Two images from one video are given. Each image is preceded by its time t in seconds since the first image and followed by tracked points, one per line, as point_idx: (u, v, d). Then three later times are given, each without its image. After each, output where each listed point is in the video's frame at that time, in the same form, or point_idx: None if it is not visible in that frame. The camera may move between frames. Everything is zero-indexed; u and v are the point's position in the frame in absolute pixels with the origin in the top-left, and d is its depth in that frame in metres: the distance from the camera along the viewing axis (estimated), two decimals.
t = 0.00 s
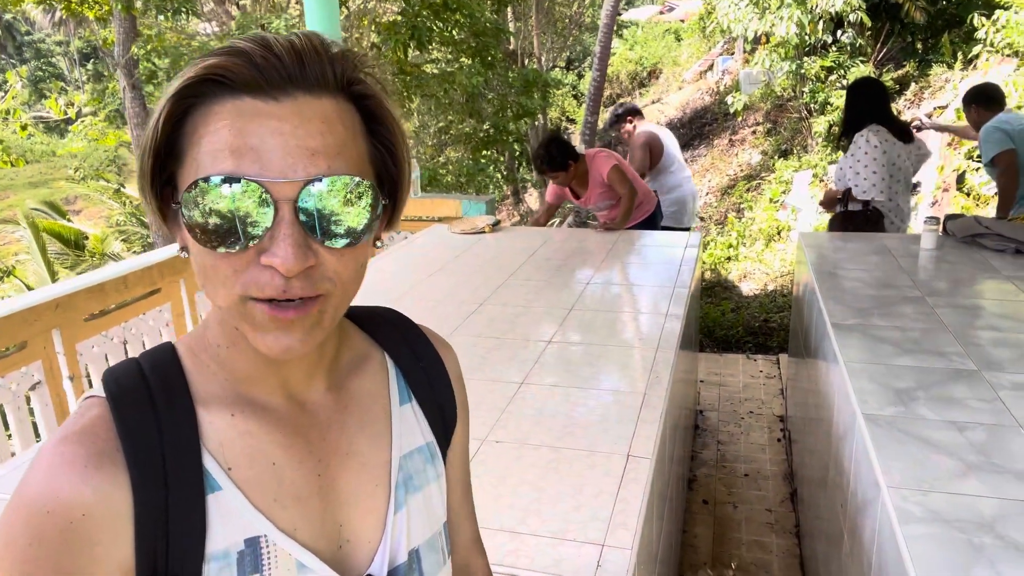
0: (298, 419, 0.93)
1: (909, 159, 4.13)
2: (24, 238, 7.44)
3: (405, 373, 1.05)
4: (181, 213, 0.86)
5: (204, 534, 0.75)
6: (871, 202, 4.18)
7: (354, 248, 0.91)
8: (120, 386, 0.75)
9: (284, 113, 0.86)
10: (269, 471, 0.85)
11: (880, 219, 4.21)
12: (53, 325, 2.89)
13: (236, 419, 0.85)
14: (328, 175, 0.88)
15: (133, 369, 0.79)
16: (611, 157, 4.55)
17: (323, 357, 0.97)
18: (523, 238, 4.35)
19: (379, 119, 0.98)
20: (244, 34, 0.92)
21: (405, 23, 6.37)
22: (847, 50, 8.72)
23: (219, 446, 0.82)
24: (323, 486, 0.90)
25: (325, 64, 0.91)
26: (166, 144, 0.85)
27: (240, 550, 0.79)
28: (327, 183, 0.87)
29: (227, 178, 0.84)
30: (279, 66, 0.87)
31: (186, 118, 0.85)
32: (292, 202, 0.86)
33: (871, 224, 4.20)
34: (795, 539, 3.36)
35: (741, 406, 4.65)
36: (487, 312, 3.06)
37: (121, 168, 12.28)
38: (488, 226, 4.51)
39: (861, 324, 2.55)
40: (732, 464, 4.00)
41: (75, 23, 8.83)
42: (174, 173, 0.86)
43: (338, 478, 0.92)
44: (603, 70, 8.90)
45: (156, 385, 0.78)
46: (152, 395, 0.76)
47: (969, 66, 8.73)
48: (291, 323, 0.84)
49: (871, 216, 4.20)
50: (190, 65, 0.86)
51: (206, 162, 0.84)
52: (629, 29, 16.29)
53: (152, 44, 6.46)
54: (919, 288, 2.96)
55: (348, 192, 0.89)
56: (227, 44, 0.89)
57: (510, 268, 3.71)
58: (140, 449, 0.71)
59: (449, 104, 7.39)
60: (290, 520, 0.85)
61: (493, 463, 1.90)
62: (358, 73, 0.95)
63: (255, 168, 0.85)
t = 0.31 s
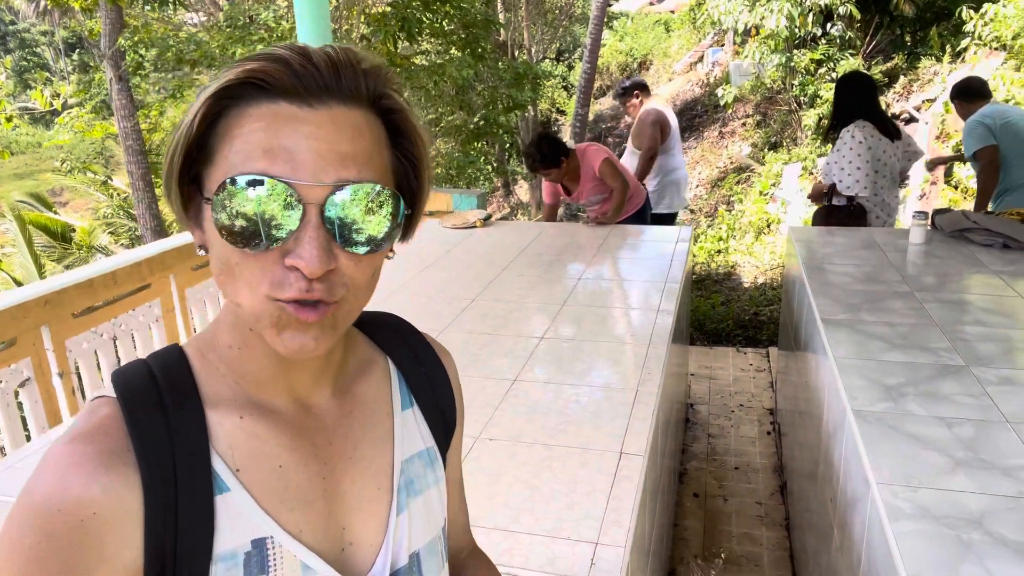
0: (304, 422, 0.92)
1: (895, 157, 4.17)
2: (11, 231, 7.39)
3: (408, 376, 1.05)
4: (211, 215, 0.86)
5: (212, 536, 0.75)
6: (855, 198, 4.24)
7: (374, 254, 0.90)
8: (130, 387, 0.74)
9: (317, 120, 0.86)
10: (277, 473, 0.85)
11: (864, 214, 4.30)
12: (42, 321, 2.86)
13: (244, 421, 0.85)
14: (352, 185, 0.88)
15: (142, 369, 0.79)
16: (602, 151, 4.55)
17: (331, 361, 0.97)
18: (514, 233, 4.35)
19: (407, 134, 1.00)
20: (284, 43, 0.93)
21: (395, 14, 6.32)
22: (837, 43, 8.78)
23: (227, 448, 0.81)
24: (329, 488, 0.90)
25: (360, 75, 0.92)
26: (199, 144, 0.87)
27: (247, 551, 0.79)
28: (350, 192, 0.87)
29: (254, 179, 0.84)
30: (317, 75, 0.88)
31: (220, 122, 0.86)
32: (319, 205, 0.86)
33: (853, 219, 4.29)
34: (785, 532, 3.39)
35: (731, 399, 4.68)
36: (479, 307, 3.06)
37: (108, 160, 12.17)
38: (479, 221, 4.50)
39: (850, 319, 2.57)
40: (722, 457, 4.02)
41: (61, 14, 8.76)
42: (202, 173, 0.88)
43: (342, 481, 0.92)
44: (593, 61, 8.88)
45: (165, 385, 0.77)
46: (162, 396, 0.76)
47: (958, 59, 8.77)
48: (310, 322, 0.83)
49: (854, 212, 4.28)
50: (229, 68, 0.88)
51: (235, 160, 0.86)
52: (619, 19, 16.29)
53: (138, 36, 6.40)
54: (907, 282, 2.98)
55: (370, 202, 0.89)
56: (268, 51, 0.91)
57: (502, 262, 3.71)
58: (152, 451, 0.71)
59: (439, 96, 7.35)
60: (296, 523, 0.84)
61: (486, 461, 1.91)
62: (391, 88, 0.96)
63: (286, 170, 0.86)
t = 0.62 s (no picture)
0: (316, 417, 0.95)
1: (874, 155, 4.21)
2: None
3: (413, 376, 1.08)
4: (241, 210, 0.87)
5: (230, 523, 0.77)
6: (834, 192, 4.28)
7: (395, 250, 0.92)
8: (153, 375, 0.76)
9: (344, 119, 0.89)
10: (292, 465, 0.87)
11: (840, 209, 4.35)
12: (27, 316, 2.83)
13: (263, 412, 0.87)
14: (375, 180, 0.89)
15: (164, 358, 0.81)
16: (591, 147, 4.57)
17: (342, 359, 0.99)
18: (502, 228, 4.36)
19: (427, 137, 1.02)
20: (317, 46, 0.95)
21: (383, 9, 6.29)
22: (823, 40, 8.80)
23: (246, 438, 0.83)
24: (338, 482, 0.92)
25: (386, 79, 0.94)
26: (228, 138, 0.88)
27: (262, 540, 0.81)
28: (373, 193, 0.89)
29: (282, 174, 0.85)
30: (346, 76, 0.90)
31: (251, 118, 0.87)
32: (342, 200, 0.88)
33: (830, 213, 4.34)
34: (769, 525, 3.43)
35: (717, 394, 4.71)
36: (468, 302, 3.07)
37: (92, 153, 12.01)
38: (467, 216, 4.51)
39: (834, 315, 2.60)
40: (708, 451, 4.05)
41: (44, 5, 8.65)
42: (230, 168, 0.89)
43: (351, 474, 0.95)
44: (581, 57, 8.87)
45: (188, 375, 0.79)
46: (183, 384, 0.78)
47: (942, 58, 8.83)
48: (329, 310, 0.85)
49: (832, 206, 4.33)
50: (260, 65, 0.89)
51: (262, 155, 0.87)
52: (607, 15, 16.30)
53: (123, 28, 6.32)
54: (891, 279, 3.02)
55: (392, 202, 0.90)
56: (298, 52, 0.92)
57: (491, 258, 3.71)
58: (175, 439, 0.73)
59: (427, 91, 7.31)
60: (309, 514, 0.87)
61: (474, 455, 1.91)
62: (414, 93, 0.98)
63: (313, 164, 0.88)
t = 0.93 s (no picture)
0: (320, 417, 0.95)
1: (855, 159, 4.23)
2: None
3: (425, 374, 1.07)
4: (214, 205, 0.88)
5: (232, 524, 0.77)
6: (813, 193, 4.30)
7: (379, 233, 0.92)
8: (153, 374, 0.77)
9: (304, 100, 0.89)
10: (294, 465, 0.88)
11: (818, 211, 4.33)
12: (12, 314, 2.80)
13: (265, 412, 0.87)
14: (355, 161, 0.90)
15: (165, 355, 0.82)
16: (580, 148, 4.55)
17: (349, 356, 0.99)
18: (492, 229, 4.36)
19: (401, 109, 1.02)
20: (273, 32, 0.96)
21: (374, 9, 6.26)
22: (812, 45, 8.85)
23: (248, 439, 0.84)
24: (342, 482, 0.93)
25: (345, 55, 0.95)
26: (197, 139, 0.90)
27: (264, 541, 0.82)
28: (355, 176, 0.89)
29: (260, 168, 0.86)
30: (302, 58, 0.91)
31: (214, 114, 0.89)
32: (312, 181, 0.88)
33: (806, 214, 4.33)
34: (756, 526, 3.44)
35: (706, 395, 4.73)
36: (457, 302, 3.07)
37: (79, 151, 11.91)
38: (457, 217, 4.51)
39: (822, 316, 2.61)
40: (696, 452, 4.06)
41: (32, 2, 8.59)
42: (204, 168, 0.91)
43: (355, 474, 0.95)
44: (572, 59, 8.88)
45: (189, 374, 0.80)
46: (184, 383, 0.79)
47: (929, 63, 8.90)
48: (320, 304, 0.85)
49: (809, 206, 4.32)
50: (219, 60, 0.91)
51: (231, 150, 0.88)
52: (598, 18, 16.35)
53: (111, 26, 6.27)
54: (877, 281, 3.04)
55: (374, 185, 0.91)
56: (255, 42, 0.94)
57: (480, 258, 3.71)
58: (174, 439, 0.74)
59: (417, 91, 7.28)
60: (313, 515, 0.88)
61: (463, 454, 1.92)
62: (379, 65, 0.98)
63: (278, 148, 0.88)
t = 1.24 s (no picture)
0: (320, 410, 0.96)
1: (840, 163, 4.26)
2: None
3: (427, 364, 1.08)
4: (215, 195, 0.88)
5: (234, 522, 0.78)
6: (795, 194, 4.36)
7: (382, 228, 0.92)
8: (150, 372, 0.77)
9: (312, 93, 0.88)
10: (297, 462, 0.88)
11: (801, 212, 4.41)
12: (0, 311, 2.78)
13: (263, 408, 0.88)
14: (358, 156, 0.90)
15: (161, 350, 0.82)
16: (575, 150, 4.52)
17: (350, 348, 1.00)
18: (484, 229, 4.37)
19: (404, 99, 1.01)
20: (273, 18, 0.94)
21: (367, 10, 6.25)
22: (803, 50, 8.91)
23: (247, 435, 0.85)
24: (345, 477, 0.93)
25: (352, 44, 0.94)
26: (196, 130, 0.88)
27: (266, 538, 0.82)
28: (355, 167, 0.89)
29: (257, 160, 0.86)
30: (310, 48, 0.90)
31: (214, 104, 0.87)
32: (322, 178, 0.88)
33: (789, 215, 4.40)
34: (745, 526, 3.45)
35: (696, 396, 4.74)
36: (448, 302, 3.07)
37: (70, 151, 11.88)
38: (450, 217, 4.52)
39: (810, 317, 2.63)
40: (686, 453, 4.08)
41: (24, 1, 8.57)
42: (201, 162, 0.90)
43: (358, 469, 0.96)
44: (565, 62, 8.91)
45: (186, 370, 0.81)
46: (180, 379, 0.79)
47: (919, 69, 8.97)
48: (331, 300, 0.85)
49: (793, 207, 4.39)
50: (222, 45, 0.88)
51: (237, 147, 0.87)
52: (591, 22, 16.43)
53: (103, 25, 6.26)
54: (866, 283, 3.06)
55: (374, 176, 0.91)
56: (258, 25, 0.92)
57: (471, 258, 3.72)
58: (172, 438, 0.74)
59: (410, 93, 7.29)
60: (316, 511, 0.88)
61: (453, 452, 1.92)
62: (385, 54, 0.98)
63: (287, 148, 0.87)
